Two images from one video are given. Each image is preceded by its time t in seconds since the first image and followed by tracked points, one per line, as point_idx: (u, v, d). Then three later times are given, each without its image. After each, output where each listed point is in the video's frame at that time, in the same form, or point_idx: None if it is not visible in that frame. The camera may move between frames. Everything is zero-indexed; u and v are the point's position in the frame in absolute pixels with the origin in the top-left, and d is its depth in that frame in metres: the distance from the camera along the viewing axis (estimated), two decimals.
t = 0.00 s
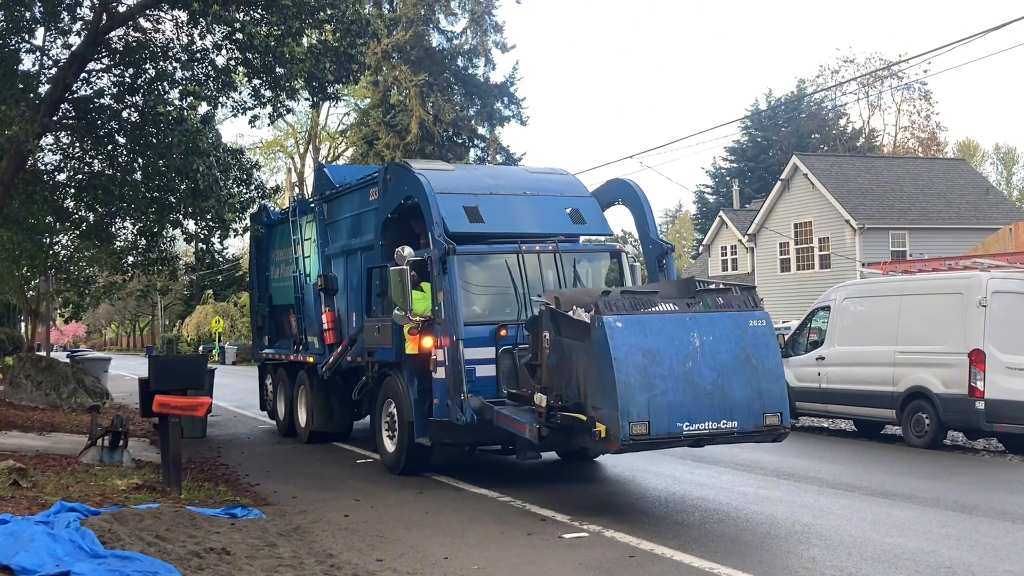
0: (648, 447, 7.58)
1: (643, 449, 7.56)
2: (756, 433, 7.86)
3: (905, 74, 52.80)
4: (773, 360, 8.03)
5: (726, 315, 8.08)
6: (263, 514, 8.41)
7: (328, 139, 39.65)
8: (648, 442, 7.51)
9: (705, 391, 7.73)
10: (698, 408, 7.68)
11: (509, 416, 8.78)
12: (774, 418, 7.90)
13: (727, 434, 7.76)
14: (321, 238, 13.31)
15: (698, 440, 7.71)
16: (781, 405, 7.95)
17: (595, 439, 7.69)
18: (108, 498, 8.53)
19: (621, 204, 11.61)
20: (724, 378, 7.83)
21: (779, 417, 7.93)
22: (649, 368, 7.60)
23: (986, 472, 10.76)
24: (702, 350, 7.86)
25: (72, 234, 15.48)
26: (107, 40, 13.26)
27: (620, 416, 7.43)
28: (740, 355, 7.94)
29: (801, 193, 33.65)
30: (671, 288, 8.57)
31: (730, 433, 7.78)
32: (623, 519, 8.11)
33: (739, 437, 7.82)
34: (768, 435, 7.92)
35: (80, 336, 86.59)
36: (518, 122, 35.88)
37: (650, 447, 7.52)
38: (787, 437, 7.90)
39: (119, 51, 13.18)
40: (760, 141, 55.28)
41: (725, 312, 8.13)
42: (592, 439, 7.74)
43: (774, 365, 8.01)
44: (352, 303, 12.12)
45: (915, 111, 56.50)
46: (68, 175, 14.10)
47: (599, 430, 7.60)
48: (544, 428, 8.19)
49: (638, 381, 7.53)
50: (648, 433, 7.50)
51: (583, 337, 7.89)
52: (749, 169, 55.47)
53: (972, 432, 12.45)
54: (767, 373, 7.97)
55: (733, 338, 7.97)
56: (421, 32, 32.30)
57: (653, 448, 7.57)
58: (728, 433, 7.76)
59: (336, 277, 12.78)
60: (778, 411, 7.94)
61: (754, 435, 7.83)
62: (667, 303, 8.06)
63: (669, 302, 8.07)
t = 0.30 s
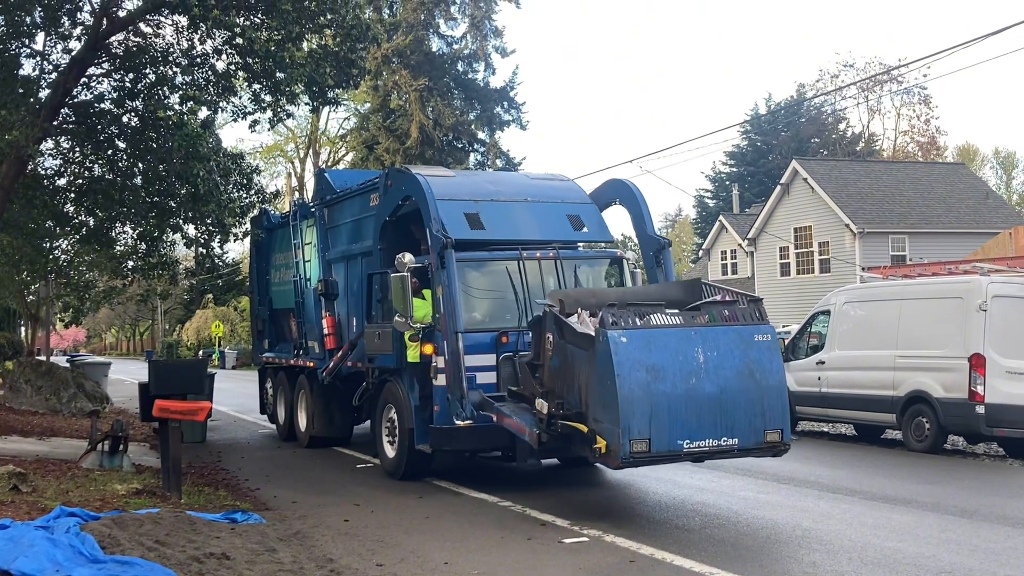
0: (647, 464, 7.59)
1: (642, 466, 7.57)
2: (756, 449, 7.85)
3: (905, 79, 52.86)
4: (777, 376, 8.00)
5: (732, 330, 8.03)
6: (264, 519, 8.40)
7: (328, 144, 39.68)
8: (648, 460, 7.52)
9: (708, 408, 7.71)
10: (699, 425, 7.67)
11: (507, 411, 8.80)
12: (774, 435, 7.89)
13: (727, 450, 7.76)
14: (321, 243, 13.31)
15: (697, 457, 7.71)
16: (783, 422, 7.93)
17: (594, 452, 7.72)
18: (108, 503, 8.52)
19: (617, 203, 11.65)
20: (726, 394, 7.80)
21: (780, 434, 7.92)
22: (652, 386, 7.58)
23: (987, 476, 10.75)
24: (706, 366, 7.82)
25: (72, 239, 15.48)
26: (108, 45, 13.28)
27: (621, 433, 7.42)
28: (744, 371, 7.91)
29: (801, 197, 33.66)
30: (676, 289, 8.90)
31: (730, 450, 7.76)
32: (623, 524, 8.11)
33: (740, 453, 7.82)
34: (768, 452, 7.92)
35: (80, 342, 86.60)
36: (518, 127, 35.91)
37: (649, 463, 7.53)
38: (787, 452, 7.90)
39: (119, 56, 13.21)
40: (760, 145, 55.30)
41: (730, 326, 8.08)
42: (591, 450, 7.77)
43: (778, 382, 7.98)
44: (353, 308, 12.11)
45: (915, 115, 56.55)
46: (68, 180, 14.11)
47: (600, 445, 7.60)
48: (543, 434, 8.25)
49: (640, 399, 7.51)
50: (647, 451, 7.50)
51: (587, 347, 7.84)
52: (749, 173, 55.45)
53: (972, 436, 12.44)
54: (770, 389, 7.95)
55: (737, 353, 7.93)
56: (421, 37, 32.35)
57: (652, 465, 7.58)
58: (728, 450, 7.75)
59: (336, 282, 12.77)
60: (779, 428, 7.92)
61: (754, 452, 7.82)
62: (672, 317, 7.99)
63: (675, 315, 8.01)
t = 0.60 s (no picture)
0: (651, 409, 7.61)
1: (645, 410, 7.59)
2: (759, 396, 7.87)
3: (905, 85, 52.93)
4: (775, 326, 8.06)
5: (728, 280, 8.13)
6: (264, 525, 8.40)
7: (329, 150, 39.72)
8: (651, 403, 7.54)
9: (708, 353, 7.78)
10: (700, 369, 7.73)
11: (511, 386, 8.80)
12: (776, 381, 7.93)
13: (730, 396, 7.78)
14: (321, 249, 13.31)
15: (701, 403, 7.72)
16: (784, 368, 7.97)
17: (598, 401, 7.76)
18: (107, 510, 8.51)
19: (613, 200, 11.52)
20: (726, 341, 7.87)
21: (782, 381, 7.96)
22: (651, 331, 7.67)
23: (987, 483, 10.75)
24: (704, 313, 7.91)
25: (73, 245, 15.49)
26: (108, 52, 13.32)
27: (622, 376, 7.48)
28: (741, 319, 7.99)
29: (801, 204, 33.68)
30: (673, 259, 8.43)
31: (732, 396, 7.79)
32: (623, 531, 8.11)
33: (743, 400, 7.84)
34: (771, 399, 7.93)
35: (80, 348, 86.55)
36: (518, 133, 35.94)
37: (653, 409, 7.53)
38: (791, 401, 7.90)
39: (119, 63, 13.25)
40: (759, 152, 55.34)
41: (727, 277, 8.18)
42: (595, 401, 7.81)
43: (777, 330, 8.04)
44: (353, 314, 12.09)
45: (915, 121, 56.61)
46: (68, 186, 14.13)
47: (601, 391, 7.64)
48: (546, 394, 8.28)
49: (639, 342, 7.60)
50: (650, 394, 7.52)
51: (585, 300, 7.94)
52: (749, 179, 55.45)
53: (973, 443, 12.44)
54: (769, 338, 8.00)
55: (735, 302, 8.02)
56: (421, 43, 32.38)
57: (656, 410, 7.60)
58: (731, 395, 7.77)
59: (337, 289, 12.77)
60: (781, 375, 7.96)
61: (757, 398, 7.82)
62: (668, 268, 8.11)
63: (672, 266, 8.13)
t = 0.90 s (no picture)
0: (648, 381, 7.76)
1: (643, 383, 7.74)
2: (755, 368, 8.02)
3: (905, 94, 53.03)
4: (770, 300, 8.21)
5: (721, 257, 8.31)
6: (264, 535, 8.38)
7: (329, 159, 39.78)
8: (647, 375, 7.69)
9: (703, 327, 7.94)
10: (696, 342, 7.88)
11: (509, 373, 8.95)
12: (772, 354, 8.08)
13: (727, 368, 7.93)
14: (322, 258, 13.30)
15: (698, 375, 7.88)
16: (779, 341, 8.14)
17: (594, 377, 7.95)
18: (107, 520, 8.50)
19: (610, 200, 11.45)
20: (721, 314, 8.03)
21: (778, 353, 8.11)
22: (646, 305, 7.84)
23: (989, 492, 10.73)
24: (698, 288, 8.09)
25: (74, 254, 15.50)
26: (109, 61, 13.36)
27: (619, 348, 7.64)
28: (735, 293, 8.16)
29: (802, 212, 33.71)
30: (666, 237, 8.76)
31: (729, 368, 7.93)
32: (624, 541, 8.09)
33: (740, 372, 7.99)
34: (768, 371, 8.07)
35: (81, 356, 86.56)
36: (519, 142, 35.99)
37: (649, 379, 7.69)
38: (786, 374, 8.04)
39: (120, 72, 13.30)
40: (760, 160, 55.37)
41: (721, 253, 8.37)
42: (591, 377, 8.01)
43: (771, 304, 8.20)
44: (354, 324, 12.06)
45: (915, 130, 56.68)
46: (69, 196, 14.15)
47: (599, 366, 7.83)
48: (544, 375, 8.42)
49: (635, 315, 7.77)
50: (646, 365, 7.68)
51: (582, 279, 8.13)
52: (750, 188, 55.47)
53: (974, 452, 12.42)
54: (763, 311, 8.16)
55: (730, 277, 8.19)
56: (422, 53, 32.45)
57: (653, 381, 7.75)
58: (728, 367, 7.92)
59: (336, 298, 12.77)
60: (776, 347, 8.12)
61: (754, 370, 7.98)
62: (662, 245, 8.32)
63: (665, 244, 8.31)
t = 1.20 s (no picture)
0: (647, 350, 7.88)
1: (642, 352, 7.86)
2: (752, 339, 8.16)
3: (906, 103, 53.10)
4: (763, 272, 8.40)
5: (714, 233, 8.53)
6: (264, 545, 8.37)
7: (331, 168, 39.83)
8: (645, 344, 7.82)
9: (698, 297, 8.12)
10: (692, 311, 8.04)
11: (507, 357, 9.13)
12: (768, 324, 8.23)
13: (724, 338, 8.07)
14: (324, 267, 13.28)
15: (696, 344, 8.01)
16: (775, 312, 8.29)
17: (597, 352, 8.02)
18: (108, 530, 8.49)
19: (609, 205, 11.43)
20: (716, 286, 8.22)
21: (775, 324, 8.25)
22: (641, 276, 7.99)
23: (990, 502, 10.71)
24: (693, 261, 8.28)
25: (75, 263, 15.52)
26: (110, 71, 13.40)
27: (617, 318, 7.77)
28: (730, 266, 8.35)
29: (803, 221, 33.73)
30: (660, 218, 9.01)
31: (725, 337, 8.07)
32: (625, 551, 8.07)
33: (736, 342, 8.13)
34: (764, 342, 8.20)
35: (83, 365, 86.63)
36: (520, 151, 36.04)
37: (647, 348, 7.82)
38: (783, 344, 8.17)
39: (122, 82, 13.34)
40: (761, 169, 55.44)
41: (714, 230, 8.60)
42: (593, 352, 8.08)
43: (765, 277, 8.38)
44: (355, 334, 12.01)
45: (916, 139, 56.73)
46: (70, 205, 14.18)
47: (597, 337, 7.92)
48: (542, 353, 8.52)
49: (631, 285, 7.92)
50: (644, 334, 7.81)
51: (577, 257, 8.24)
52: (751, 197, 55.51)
53: (975, 462, 12.40)
54: (758, 283, 8.34)
55: (723, 251, 8.39)
56: (423, 62, 32.50)
57: (651, 350, 7.88)
58: (724, 336, 8.06)
59: (338, 307, 12.75)
60: (773, 319, 8.26)
61: (750, 339, 8.12)
62: (656, 222, 8.52)
63: (659, 221, 8.51)
